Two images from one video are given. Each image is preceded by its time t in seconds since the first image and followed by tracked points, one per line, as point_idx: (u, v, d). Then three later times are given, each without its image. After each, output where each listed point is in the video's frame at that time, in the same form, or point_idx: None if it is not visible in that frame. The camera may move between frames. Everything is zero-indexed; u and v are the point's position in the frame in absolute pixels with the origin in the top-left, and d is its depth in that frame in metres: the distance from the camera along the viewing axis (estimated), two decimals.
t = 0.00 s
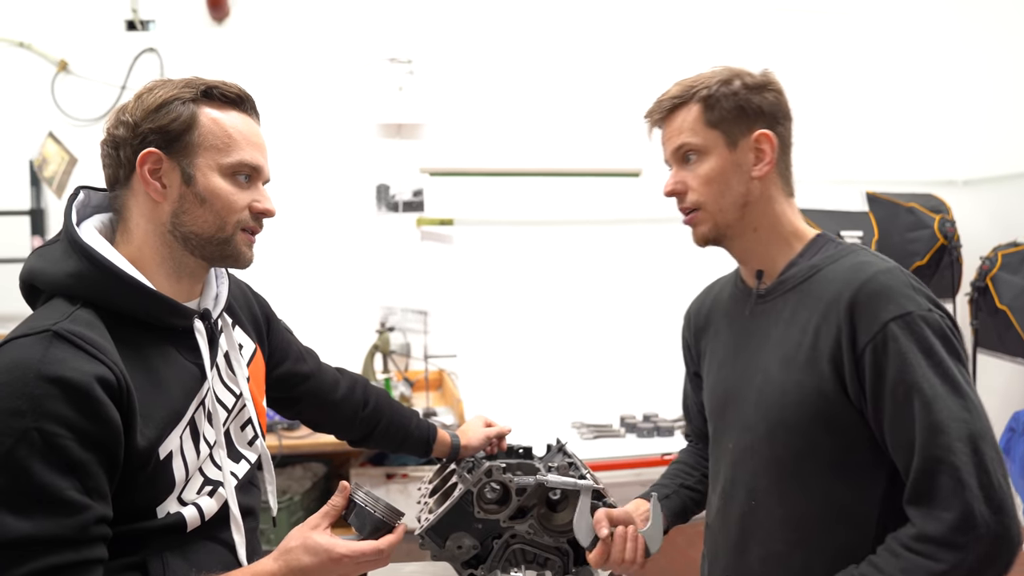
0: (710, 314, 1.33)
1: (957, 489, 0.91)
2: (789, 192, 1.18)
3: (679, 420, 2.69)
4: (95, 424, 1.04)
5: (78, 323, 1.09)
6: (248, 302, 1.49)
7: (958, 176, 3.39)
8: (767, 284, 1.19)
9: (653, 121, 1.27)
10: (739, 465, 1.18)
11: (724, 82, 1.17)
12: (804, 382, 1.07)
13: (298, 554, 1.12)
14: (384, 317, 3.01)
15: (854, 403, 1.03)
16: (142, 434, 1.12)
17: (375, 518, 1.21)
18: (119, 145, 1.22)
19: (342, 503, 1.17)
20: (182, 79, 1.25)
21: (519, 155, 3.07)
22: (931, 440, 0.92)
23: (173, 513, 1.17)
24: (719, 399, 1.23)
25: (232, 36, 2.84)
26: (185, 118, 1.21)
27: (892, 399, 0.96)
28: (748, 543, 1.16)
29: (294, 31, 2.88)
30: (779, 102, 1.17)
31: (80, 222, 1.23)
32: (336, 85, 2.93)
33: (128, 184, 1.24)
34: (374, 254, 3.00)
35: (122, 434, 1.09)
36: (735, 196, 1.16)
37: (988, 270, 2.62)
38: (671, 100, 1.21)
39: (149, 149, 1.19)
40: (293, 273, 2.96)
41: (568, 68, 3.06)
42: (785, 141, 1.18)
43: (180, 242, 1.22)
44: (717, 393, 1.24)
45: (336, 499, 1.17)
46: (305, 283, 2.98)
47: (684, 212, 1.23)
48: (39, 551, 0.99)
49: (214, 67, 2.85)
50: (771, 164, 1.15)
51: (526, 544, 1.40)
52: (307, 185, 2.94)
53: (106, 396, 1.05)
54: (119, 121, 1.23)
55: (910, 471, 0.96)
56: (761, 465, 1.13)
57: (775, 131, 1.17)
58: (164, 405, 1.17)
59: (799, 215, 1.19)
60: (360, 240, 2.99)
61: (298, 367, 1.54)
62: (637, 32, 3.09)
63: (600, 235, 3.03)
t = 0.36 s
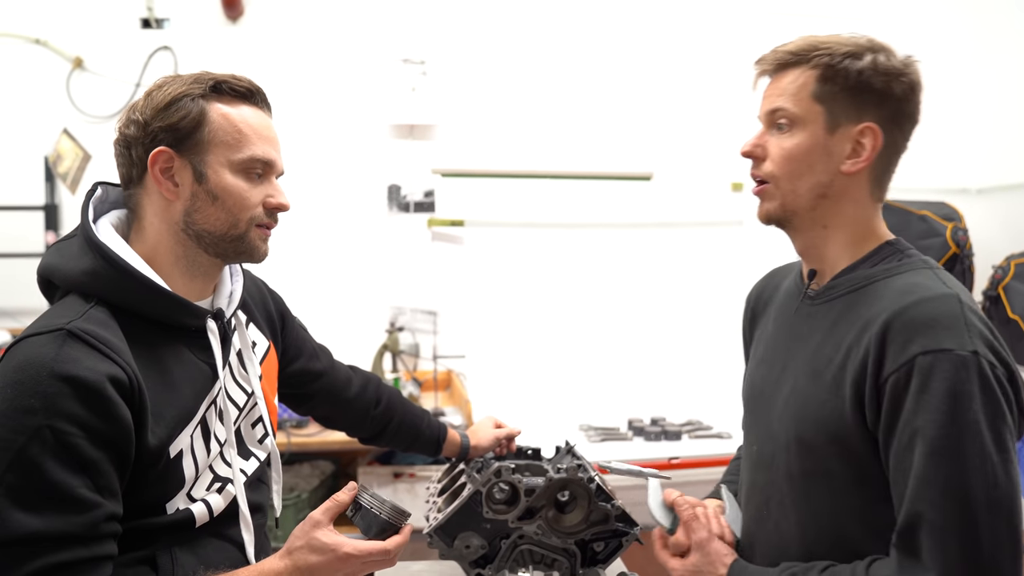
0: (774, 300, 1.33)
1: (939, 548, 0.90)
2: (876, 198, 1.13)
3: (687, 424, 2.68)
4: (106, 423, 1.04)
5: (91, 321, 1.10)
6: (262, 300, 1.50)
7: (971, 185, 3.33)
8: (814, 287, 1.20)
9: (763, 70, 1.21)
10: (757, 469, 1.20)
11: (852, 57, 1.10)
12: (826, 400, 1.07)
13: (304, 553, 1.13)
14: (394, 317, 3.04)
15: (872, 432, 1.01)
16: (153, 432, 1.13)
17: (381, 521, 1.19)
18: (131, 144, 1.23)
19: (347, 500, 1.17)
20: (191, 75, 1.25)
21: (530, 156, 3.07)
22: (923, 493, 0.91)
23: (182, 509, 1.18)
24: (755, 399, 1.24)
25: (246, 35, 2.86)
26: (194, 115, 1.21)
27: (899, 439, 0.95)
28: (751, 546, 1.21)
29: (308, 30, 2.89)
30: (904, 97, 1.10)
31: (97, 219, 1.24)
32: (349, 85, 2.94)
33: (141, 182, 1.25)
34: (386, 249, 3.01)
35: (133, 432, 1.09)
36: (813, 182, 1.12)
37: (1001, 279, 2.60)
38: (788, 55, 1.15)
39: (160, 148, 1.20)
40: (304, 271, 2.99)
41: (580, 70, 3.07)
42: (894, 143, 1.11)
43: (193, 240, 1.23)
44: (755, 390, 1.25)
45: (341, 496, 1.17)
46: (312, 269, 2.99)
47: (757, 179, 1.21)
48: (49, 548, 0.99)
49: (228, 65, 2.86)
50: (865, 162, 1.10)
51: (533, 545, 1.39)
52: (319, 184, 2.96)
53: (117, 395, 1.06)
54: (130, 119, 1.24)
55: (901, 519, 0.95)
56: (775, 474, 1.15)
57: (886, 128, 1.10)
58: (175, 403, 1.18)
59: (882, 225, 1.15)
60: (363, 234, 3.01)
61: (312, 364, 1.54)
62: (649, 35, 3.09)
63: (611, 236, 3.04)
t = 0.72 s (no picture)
0: (790, 299, 1.33)
1: (969, 562, 0.91)
2: (911, 205, 1.14)
3: (689, 425, 2.67)
4: (108, 421, 1.04)
5: (93, 319, 1.10)
6: (267, 298, 1.50)
7: (973, 185, 3.37)
8: (843, 288, 1.19)
9: (806, 62, 1.19)
10: (764, 469, 1.20)
11: (904, 59, 1.09)
12: (845, 404, 1.07)
13: (306, 553, 1.12)
14: (396, 316, 3.05)
15: (892, 440, 1.02)
16: (155, 430, 1.13)
17: (382, 515, 1.19)
18: (129, 145, 1.24)
19: (349, 501, 1.18)
20: (187, 73, 1.25)
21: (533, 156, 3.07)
22: (957, 507, 0.91)
23: (183, 507, 1.17)
24: (766, 399, 1.24)
25: (250, 35, 2.86)
26: (190, 114, 1.21)
27: (929, 450, 0.95)
28: (751, 547, 1.21)
29: (311, 29, 2.89)
30: (950, 104, 1.10)
31: (100, 217, 1.24)
32: (352, 85, 2.94)
33: (141, 183, 1.26)
34: (388, 256, 3.07)
35: (135, 430, 1.09)
36: (853, 186, 1.12)
37: (1004, 280, 2.59)
38: (836, 50, 1.13)
39: (156, 149, 1.21)
40: (307, 271, 3.00)
41: (583, 70, 3.06)
42: (935, 150, 1.12)
43: (193, 239, 1.23)
44: (766, 389, 1.25)
45: (344, 496, 1.18)
46: (321, 278, 3.02)
47: (791, 178, 1.20)
48: (50, 546, 0.99)
49: (232, 64, 2.86)
50: (906, 169, 1.11)
51: (537, 545, 1.39)
52: (321, 183, 2.97)
53: (119, 393, 1.06)
54: (127, 120, 1.25)
55: (929, 531, 0.96)
56: (784, 476, 1.15)
57: (930, 135, 1.11)
58: (177, 401, 1.18)
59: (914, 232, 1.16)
60: (377, 245, 3.05)
61: (315, 363, 1.54)
62: (652, 35, 3.09)
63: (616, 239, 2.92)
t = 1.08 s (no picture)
0: (783, 303, 1.33)
1: (987, 569, 0.91)
2: (910, 211, 1.14)
3: (689, 427, 2.67)
4: (111, 420, 1.04)
5: (95, 319, 1.10)
6: (267, 300, 1.50)
7: (974, 188, 3.37)
8: (843, 294, 1.18)
9: (808, 65, 1.19)
10: (764, 476, 1.20)
11: (909, 65, 1.10)
12: (854, 410, 1.07)
13: (307, 555, 1.12)
14: (395, 318, 3.03)
15: (901, 447, 1.02)
16: (157, 431, 1.13)
17: (383, 516, 1.19)
18: (130, 147, 1.24)
19: (349, 503, 1.18)
20: (188, 76, 1.25)
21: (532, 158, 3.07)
22: (975, 514, 0.92)
23: (184, 508, 1.17)
24: (763, 405, 1.23)
25: (250, 37, 2.86)
26: (191, 116, 1.21)
27: (944, 456, 0.96)
28: (751, 553, 1.20)
29: (310, 32, 2.90)
30: (951, 110, 1.11)
31: (102, 218, 1.24)
32: (351, 88, 2.94)
33: (141, 185, 1.26)
34: (386, 254, 3.04)
35: (137, 430, 1.09)
36: (855, 190, 1.12)
37: (1003, 283, 2.60)
38: (841, 53, 1.13)
39: (157, 151, 1.21)
40: (307, 273, 2.99)
41: (582, 72, 3.07)
42: (936, 157, 1.13)
43: (193, 241, 1.23)
44: (761, 394, 1.24)
45: (343, 498, 1.18)
46: (318, 274, 2.99)
47: (792, 181, 1.20)
48: (52, 545, 0.99)
49: (232, 67, 2.87)
50: (908, 175, 1.11)
51: (536, 547, 1.39)
52: (320, 184, 2.96)
53: (122, 392, 1.06)
54: (127, 122, 1.24)
55: (943, 537, 0.96)
56: (786, 483, 1.15)
57: (931, 140, 1.12)
58: (179, 401, 1.18)
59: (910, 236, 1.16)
60: (371, 245, 3.03)
61: (315, 366, 1.54)
62: (652, 37, 3.10)
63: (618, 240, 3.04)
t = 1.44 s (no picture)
0: (780, 307, 1.33)
1: (998, 568, 0.91)
2: (905, 212, 1.15)
3: (690, 431, 2.67)
4: (109, 423, 1.04)
5: (95, 321, 1.10)
6: (270, 302, 1.50)
7: (975, 193, 3.37)
8: (843, 297, 1.18)
9: (795, 73, 1.19)
10: (766, 479, 1.19)
11: (895, 68, 1.10)
12: (859, 412, 1.06)
13: (308, 558, 1.11)
14: (396, 322, 3.00)
15: (907, 448, 1.02)
16: (156, 433, 1.13)
17: (385, 518, 1.19)
18: (128, 152, 1.24)
19: (351, 505, 1.19)
20: (184, 78, 1.25)
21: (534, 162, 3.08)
22: (985, 513, 0.92)
23: (185, 511, 1.17)
24: (763, 409, 1.23)
25: (252, 41, 2.87)
26: (188, 118, 1.22)
27: (952, 456, 0.96)
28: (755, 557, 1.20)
29: (312, 35, 2.90)
30: (940, 110, 1.12)
31: (102, 221, 1.24)
32: (352, 92, 2.95)
33: (140, 188, 1.26)
34: (387, 258, 3.04)
35: (137, 433, 1.09)
36: (850, 194, 1.12)
37: (1004, 287, 2.60)
38: (827, 61, 1.13)
39: (155, 153, 1.21)
40: (308, 277, 3.00)
41: (583, 76, 3.07)
42: (928, 157, 1.13)
43: (191, 243, 1.23)
44: (761, 399, 1.24)
45: (346, 500, 1.19)
46: (319, 276, 3.00)
47: (787, 188, 1.20)
48: (51, 549, 0.99)
49: (233, 70, 2.87)
50: (902, 176, 1.11)
51: (537, 551, 1.38)
52: (321, 187, 2.97)
53: (120, 395, 1.06)
54: (124, 127, 1.25)
55: (952, 537, 0.96)
56: (790, 486, 1.14)
57: (922, 140, 1.12)
58: (179, 404, 1.17)
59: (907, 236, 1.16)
60: (371, 242, 3.03)
61: (318, 368, 1.54)
62: (652, 41, 3.10)
63: (616, 244, 3.03)
